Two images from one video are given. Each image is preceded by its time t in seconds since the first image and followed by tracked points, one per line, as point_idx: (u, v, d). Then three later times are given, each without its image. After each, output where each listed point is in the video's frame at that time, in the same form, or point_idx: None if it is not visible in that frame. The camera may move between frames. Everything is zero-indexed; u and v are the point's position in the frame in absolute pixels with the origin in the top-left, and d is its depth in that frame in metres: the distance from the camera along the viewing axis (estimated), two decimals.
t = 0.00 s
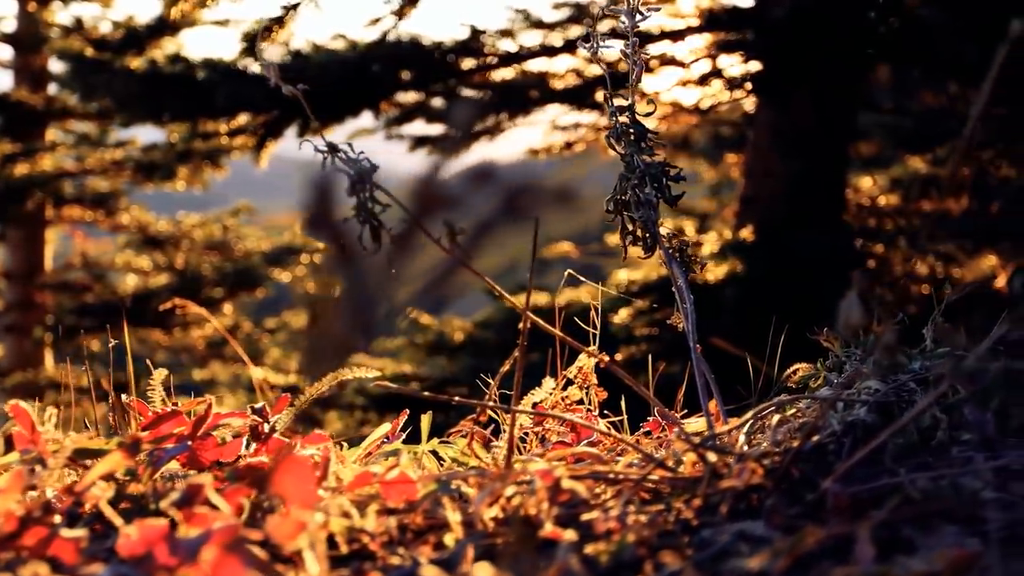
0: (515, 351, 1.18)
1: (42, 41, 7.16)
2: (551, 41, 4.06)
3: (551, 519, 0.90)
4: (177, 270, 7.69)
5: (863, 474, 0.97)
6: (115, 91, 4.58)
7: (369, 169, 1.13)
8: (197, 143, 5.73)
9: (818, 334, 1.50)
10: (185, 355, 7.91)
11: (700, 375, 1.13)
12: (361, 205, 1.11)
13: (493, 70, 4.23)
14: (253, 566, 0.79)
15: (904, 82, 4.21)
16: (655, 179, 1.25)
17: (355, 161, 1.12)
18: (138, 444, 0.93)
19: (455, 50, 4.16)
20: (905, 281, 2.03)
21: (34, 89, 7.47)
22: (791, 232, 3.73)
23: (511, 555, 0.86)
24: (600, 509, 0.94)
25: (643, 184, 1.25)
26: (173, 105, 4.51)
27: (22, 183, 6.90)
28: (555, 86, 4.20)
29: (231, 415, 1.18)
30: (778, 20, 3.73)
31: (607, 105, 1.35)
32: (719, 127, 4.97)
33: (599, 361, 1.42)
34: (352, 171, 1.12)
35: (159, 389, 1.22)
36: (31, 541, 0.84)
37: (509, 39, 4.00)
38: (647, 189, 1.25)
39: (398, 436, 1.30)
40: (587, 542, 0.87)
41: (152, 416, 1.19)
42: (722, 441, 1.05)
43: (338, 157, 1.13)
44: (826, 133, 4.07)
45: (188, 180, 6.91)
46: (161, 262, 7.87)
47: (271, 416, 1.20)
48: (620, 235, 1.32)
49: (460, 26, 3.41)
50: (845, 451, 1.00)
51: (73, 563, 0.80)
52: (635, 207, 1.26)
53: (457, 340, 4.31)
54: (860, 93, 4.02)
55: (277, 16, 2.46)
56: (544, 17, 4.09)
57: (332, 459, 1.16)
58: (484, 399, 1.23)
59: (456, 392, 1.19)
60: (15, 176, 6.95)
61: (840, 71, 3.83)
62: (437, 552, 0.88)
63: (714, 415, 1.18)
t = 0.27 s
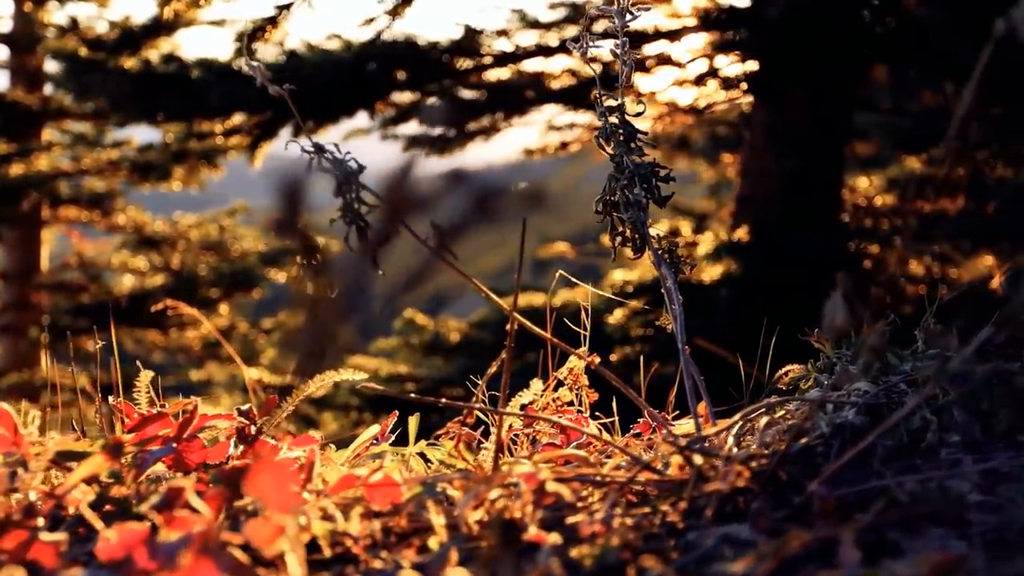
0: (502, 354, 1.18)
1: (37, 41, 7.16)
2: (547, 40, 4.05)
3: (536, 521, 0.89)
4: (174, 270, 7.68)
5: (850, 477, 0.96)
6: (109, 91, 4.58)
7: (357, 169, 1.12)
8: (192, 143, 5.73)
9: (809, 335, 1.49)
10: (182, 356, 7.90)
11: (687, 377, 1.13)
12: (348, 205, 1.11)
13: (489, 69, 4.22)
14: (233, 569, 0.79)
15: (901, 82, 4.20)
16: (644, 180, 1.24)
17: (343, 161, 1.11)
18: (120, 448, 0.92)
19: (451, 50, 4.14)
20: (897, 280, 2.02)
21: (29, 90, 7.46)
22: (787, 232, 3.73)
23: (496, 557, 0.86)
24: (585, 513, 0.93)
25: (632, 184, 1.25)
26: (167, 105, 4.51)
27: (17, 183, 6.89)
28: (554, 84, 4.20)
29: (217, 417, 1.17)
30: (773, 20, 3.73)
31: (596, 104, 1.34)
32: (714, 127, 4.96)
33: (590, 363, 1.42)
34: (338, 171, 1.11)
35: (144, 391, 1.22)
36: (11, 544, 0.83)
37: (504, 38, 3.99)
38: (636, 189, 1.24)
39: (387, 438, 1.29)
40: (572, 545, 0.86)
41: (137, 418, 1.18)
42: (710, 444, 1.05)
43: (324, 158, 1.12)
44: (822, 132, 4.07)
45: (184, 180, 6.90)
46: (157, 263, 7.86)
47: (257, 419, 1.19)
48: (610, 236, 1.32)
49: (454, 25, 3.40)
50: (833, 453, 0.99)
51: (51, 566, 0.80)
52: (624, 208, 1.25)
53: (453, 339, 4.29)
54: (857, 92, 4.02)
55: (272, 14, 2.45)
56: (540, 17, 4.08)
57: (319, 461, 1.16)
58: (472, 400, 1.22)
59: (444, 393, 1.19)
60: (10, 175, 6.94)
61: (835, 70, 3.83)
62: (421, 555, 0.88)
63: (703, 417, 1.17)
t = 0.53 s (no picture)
0: (489, 354, 1.17)
1: (33, 41, 7.15)
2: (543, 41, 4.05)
3: (520, 524, 0.89)
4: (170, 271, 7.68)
5: (838, 480, 0.95)
6: (103, 90, 4.58)
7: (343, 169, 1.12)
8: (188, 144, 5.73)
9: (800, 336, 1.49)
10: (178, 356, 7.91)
11: (675, 378, 1.12)
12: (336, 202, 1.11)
13: (484, 69, 4.24)
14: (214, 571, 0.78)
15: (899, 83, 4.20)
16: (633, 180, 1.23)
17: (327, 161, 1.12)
18: (102, 450, 0.92)
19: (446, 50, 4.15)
20: (890, 281, 2.02)
21: (25, 90, 7.47)
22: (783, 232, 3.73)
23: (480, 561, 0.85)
24: (570, 515, 0.93)
25: (621, 185, 1.24)
26: (161, 103, 4.51)
27: (13, 183, 6.89)
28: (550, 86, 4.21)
29: (203, 418, 1.17)
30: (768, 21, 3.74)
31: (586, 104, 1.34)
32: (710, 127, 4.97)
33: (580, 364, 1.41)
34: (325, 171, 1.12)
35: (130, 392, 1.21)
36: None
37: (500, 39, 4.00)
38: (625, 190, 1.23)
39: (376, 440, 1.28)
40: (556, 548, 0.86)
41: (123, 420, 1.18)
42: (697, 446, 1.04)
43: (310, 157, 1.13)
44: (820, 133, 4.06)
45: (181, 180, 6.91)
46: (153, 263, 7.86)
47: (245, 420, 1.19)
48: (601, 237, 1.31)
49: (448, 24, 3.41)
50: (820, 455, 0.98)
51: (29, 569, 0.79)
52: (614, 208, 1.25)
53: (449, 339, 4.28)
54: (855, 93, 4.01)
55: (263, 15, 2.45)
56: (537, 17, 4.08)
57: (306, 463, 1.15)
58: (459, 401, 1.21)
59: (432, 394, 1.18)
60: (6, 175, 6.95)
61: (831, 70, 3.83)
62: (405, 558, 0.87)
63: (693, 420, 1.16)
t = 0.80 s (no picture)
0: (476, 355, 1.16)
1: (28, 41, 7.16)
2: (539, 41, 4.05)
3: (504, 527, 0.89)
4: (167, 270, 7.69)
5: (826, 482, 0.95)
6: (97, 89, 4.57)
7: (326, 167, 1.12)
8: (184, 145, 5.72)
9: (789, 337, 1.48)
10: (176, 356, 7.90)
11: (664, 379, 1.11)
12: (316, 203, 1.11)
13: (479, 69, 4.28)
14: None
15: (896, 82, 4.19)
16: (622, 180, 1.23)
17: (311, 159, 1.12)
18: (85, 452, 0.91)
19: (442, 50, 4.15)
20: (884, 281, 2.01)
21: (21, 90, 7.47)
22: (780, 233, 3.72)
23: (464, 564, 0.85)
24: (555, 518, 0.92)
25: (610, 186, 1.24)
26: (155, 104, 4.50)
27: (8, 183, 6.90)
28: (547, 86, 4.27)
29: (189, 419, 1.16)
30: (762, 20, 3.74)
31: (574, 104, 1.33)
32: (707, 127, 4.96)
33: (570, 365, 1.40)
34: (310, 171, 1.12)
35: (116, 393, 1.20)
36: None
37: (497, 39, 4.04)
38: (615, 190, 1.23)
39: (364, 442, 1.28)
40: (541, 551, 0.85)
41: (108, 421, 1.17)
42: (685, 449, 1.03)
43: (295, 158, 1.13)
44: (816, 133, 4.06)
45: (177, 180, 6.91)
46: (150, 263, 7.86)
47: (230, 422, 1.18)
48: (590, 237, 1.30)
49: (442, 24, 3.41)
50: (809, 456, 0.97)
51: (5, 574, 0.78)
52: (603, 209, 1.24)
53: (445, 339, 4.27)
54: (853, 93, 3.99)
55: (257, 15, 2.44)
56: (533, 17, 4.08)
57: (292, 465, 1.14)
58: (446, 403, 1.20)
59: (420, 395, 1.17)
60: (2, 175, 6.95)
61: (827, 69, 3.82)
62: (389, 562, 0.86)
63: (682, 422, 1.16)
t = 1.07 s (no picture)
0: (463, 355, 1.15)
1: (24, 41, 7.16)
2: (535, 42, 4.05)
3: (486, 531, 0.89)
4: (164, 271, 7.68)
5: (813, 484, 0.94)
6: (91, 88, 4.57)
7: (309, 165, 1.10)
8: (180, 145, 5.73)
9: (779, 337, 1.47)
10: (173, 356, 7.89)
11: (651, 380, 1.11)
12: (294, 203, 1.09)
13: (475, 69, 4.27)
14: None
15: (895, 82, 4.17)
16: (612, 180, 1.22)
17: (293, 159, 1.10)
18: (66, 455, 0.91)
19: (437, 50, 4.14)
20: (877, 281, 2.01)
21: (17, 90, 7.47)
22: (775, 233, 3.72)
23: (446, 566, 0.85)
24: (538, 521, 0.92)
25: (598, 187, 1.23)
26: (148, 104, 4.49)
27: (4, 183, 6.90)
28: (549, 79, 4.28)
29: (173, 421, 1.16)
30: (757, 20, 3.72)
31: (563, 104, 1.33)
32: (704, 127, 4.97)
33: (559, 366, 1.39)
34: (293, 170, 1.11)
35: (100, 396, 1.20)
36: None
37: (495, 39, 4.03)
38: (603, 191, 1.22)
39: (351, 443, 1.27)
40: (523, 553, 0.84)
41: (93, 424, 1.17)
42: (672, 451, 1.03)
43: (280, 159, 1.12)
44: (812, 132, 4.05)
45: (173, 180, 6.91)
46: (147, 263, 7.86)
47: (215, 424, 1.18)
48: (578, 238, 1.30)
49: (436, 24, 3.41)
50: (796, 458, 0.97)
51: None
52: (591, 209, 1.24)
53: (441, 339, 4.27)
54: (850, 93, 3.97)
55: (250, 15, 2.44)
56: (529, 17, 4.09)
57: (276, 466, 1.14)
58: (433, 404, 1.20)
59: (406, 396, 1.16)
60: None
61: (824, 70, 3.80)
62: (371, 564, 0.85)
63: (669, 423, 1.15)
